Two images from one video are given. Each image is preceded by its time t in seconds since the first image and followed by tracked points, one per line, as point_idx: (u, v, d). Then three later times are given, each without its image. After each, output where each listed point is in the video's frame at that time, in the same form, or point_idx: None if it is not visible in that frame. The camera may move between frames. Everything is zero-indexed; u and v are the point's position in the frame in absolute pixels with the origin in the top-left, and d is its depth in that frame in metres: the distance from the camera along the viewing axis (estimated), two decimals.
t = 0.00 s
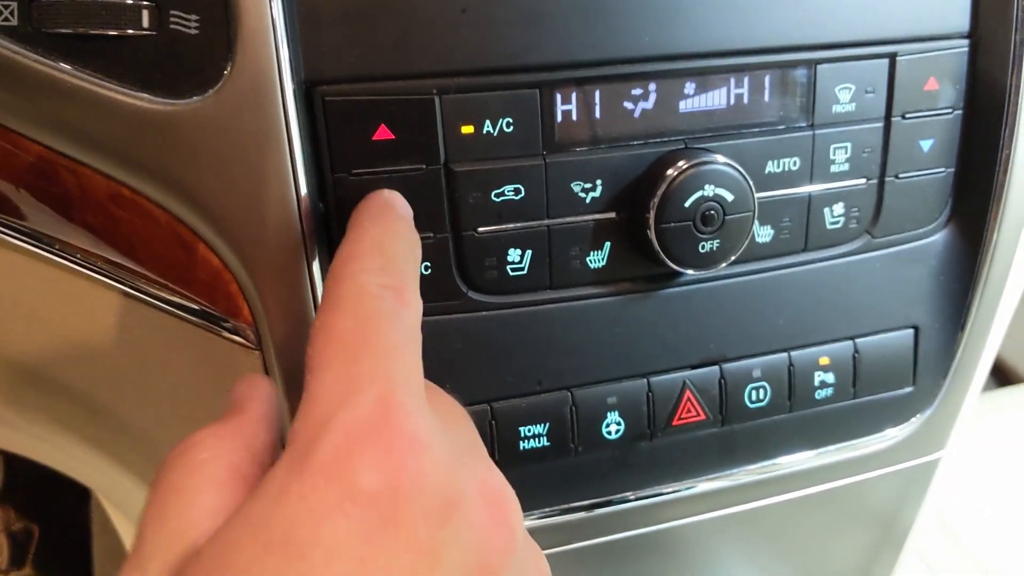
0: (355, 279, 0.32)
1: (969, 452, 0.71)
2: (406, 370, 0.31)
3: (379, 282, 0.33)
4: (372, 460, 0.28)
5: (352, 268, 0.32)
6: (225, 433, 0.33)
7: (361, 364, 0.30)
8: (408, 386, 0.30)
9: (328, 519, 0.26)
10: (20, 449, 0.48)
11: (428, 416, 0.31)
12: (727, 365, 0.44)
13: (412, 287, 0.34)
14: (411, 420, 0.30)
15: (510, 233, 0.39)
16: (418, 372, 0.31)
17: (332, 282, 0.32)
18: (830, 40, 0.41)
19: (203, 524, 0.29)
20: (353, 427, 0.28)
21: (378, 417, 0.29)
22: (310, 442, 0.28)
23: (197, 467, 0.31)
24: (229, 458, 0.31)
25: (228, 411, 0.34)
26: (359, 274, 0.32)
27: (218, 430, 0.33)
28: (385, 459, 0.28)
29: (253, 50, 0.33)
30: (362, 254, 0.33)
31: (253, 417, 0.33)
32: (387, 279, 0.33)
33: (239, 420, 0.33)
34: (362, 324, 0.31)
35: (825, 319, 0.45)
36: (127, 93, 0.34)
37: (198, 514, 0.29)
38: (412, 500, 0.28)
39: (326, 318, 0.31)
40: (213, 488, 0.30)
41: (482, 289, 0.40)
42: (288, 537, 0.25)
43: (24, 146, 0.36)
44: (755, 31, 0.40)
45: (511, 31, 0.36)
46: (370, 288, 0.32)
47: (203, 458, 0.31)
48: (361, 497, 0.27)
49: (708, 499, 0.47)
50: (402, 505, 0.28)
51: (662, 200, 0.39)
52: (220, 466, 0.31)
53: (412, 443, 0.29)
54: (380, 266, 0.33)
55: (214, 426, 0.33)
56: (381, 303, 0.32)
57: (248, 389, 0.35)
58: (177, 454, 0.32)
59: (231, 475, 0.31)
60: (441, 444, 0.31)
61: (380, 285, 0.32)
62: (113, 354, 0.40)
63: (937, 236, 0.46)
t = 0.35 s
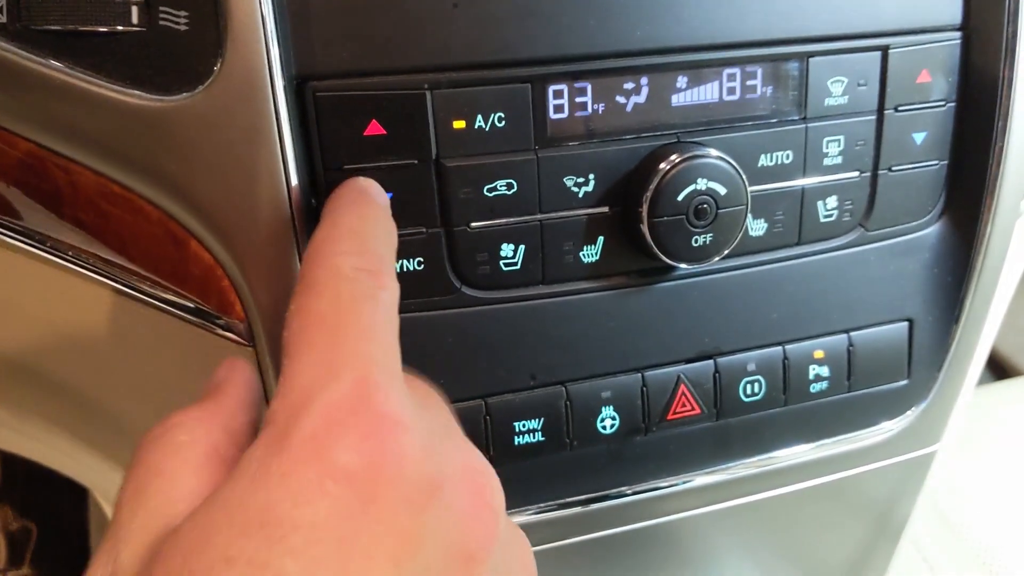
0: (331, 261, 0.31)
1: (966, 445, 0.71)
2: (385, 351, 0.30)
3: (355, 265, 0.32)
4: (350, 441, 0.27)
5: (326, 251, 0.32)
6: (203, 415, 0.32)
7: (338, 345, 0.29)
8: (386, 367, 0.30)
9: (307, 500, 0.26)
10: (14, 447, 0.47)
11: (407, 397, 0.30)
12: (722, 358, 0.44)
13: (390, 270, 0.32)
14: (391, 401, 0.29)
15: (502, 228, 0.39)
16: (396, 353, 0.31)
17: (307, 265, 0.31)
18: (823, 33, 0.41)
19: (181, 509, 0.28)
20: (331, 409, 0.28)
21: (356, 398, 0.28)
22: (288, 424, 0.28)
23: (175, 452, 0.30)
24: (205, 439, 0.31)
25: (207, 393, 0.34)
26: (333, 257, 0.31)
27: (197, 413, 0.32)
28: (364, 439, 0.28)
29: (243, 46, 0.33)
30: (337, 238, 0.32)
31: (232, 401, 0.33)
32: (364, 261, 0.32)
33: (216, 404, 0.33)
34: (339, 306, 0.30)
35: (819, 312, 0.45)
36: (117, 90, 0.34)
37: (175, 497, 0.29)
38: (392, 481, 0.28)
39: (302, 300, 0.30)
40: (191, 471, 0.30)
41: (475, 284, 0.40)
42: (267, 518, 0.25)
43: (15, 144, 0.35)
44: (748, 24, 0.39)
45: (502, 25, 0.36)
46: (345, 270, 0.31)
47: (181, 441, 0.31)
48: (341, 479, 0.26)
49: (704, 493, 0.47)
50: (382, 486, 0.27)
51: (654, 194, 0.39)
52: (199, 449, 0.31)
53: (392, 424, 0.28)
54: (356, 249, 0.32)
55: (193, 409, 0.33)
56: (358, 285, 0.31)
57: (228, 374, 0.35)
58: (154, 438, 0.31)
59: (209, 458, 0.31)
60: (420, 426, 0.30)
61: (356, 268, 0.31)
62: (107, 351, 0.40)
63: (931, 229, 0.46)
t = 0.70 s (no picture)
0: (325, 260, 0.31)
1: (966, 444, 0.71)
2: (387, 347, 0.30)
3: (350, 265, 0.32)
4: (357, 434, 0.27)
5: (319, 251, 0.32)
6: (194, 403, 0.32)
7: (338, 343, 0.29)
8: (389, 362, 0.30)
9: (314, 492, 0.26)
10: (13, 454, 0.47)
11: (413, 392, 0.30)
12: (720, 359, 0.44)
13: (385, 268, 0.32)
14: (397, 395, 0.29)
15: (499, 229, 0.39)
16: (399, 349, 0.31)
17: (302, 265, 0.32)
18: (819, 32, 0.41)
19: (177, 502, 0.28)
20: (335, 405, 0.28)
21: (360, 394, 0.28)
22: (292, 420, 0.28)
23: (169, 443, 0.30)
24: (199, 429, 0.31)
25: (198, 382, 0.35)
26: (327, 257, 0.31)
27: (188, 403, 0.32)
28: (371, 432, 0.28)
29: (238, 47, 0.33)
30: (331, 238, 0.32)
31: (223, 388, 0.34)
32: (359, 260, 0.32)
33: (207, 391, 0.33)
34: (337, 304, 0.30)
35: (817, 312, 0.45)
36: (112, 92, 0.34)
37: (169, 490, 0.29)
38: (401, 473, 0.27)
39: (301, 299, 0.30)
40: (187, 465, 0.30)
41: (472, 285, 0.40)
42: (274, 509, 0.25)
43: (10, 147, 0.35)
44: (744, 24, 0.39)
45: (497, 26, 0.36)
46: (341, 269, 0.31)
47: (173, 432, 0.31)
48: (350, 471, 0.26)
49: (703, 494, 0.47)
50: (391, 478, 0.27)
51: (651, 194, 0.39)
52: (193, 439, 0.31)
53: (398, 418, 0.28)
54: (349, 249, 0.32)
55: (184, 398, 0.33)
56: (355, 282, 0.31)
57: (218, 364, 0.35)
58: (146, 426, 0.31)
59: (202, 449, 0.30)
60: (428, 418, 0.30)
61: (352, 266, 0.31)
62: (105, 353, 0.40)
63: (929, 228, 0.46)
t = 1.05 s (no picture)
0: (339, 325, 0.32)
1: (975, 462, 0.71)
2: (400, 416, 0.31)
3: (363, 327, 0.33)
4: (372, 510, 0.29)
5: (334, 315, 0.33)
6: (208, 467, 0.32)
7: (354, 411, 0.30)
8: (403, 431, 0.31)
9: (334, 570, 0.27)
10: (27, 475, 0.48)
11: (427, 460, 0.31)
12: (734, 391, 0.44)
13: (397, 328, 0.34)
14: (410, 466, 0.30)
15: (515, 264, 0.39)
16: (413, 415, 0.32)
17: (317, 331, 0.33)
18: (834, 65, 0.41)
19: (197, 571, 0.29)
20: (353, 478, 0.29)
21: (376, 465, 0.30)
22: (310, 494, 0.29)
23: (185, 509, 0.31)
24: (213, 493, 0.31)
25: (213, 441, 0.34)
26: (343, 320, 0.33)
27: (201, 466, 0.32)
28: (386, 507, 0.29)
29: (257, 90, 0.33)
30: (344, 301, 0.33)
31: (238, 449, 0.33)
32: (372, 322, 0.33)
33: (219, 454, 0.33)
34: (351, 372, 0.31)
35: (830, 343, 0.45)
36: (131, 135, 0.34)
37: (191, 558, 0.29)
38: (416, 547, 0.29)
39: (316, 367, 0.32)
40: (205, 528, 0.30)
41: (488, 320, 0.40)
42: None
43: (29, 187, 0.36)
44: (759, 58, 0.39)
45: (514, 64, 0.36)
46: (355, 333, 0.32)
47: (192, 496, 0.31)
48: (367, 549, 0.28)
49: (715, 523, 0.47)
50: (406, 552, 0.28)
51: (666, 230, 0.39)
52: (210, 503, 0.31)
53: (413, 490, 0.30)
54: (363, 311, 0.33)
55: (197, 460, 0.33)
56: (369, 348, 0.32)
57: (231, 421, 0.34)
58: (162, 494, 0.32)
59: (218, 512, 0.31)
60: (442, 486, 0.31)
61: (365, 330, 0.33)
62: (120, 384, 0.40)
63: (940, 257, 0.46)
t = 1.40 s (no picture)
0: (346, 346, 0.33)
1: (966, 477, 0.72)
2: (407, 439, 0.31)
3: (369, 346, 0.33)
4: (378, 535, 0.29)
5: (341, 336, 0.33)
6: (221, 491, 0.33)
7: (361, 433, 0.31)
8: (410, 454, 0.31)
9: None
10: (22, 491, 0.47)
11: (432, 482, 0.32)
12: (724, 414, 0.45)
13: (403, 347, 0.34)
14: (416, 490, 0.31)
15: (510, 290, 0.40)
16: (418, 436, 0.32)
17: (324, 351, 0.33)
18: (824, 95, 0.42)
19: None
20: (360, 501, 0.30)
21: (382, 489, 0.30)
22: (318, 517, 0.29)
23: (196, 532, 0.31)
24: (225, 515, 0.32)
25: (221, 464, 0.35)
26: (349, 340, 0.33)
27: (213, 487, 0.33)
28: (391, 532, 0.29)
29: (258, 123, 0.34)
30: (352, 319, 0.33)
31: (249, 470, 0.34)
32: (378, 342, 0.33)
33: (232, 475, 0.34)
34: (357, 394, 0.32)
35: (820, 366, 0.46)
36: (133, 166, 0.34)
37: None
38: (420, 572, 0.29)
39: (323, 389, 0.32)
40: (216, 552, 0.31)
41: (482, 345, 0.40)
42: None
43: (31, 216, 0.36)
44: (750, 89, 0.40)
45: (509, 97, 0.37)
46: (361, 354, 0.33)
47: (201, 518, 0.32)
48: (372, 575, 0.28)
49: (707, 543, 0.48)
50: None
51: (658, 257, 0.40)
52: (220, 526, 0.32)
53: (418, 513, 0.30)
54: (369, 331, 0.33)
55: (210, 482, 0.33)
56: (374, 370, 0.32)
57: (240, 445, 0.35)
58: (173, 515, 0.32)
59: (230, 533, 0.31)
60: (446, 508, 0.32)
61: (371, 351, 0.33)
62: (116, 415, 0.40)
63: (929, 282, 0.47)
